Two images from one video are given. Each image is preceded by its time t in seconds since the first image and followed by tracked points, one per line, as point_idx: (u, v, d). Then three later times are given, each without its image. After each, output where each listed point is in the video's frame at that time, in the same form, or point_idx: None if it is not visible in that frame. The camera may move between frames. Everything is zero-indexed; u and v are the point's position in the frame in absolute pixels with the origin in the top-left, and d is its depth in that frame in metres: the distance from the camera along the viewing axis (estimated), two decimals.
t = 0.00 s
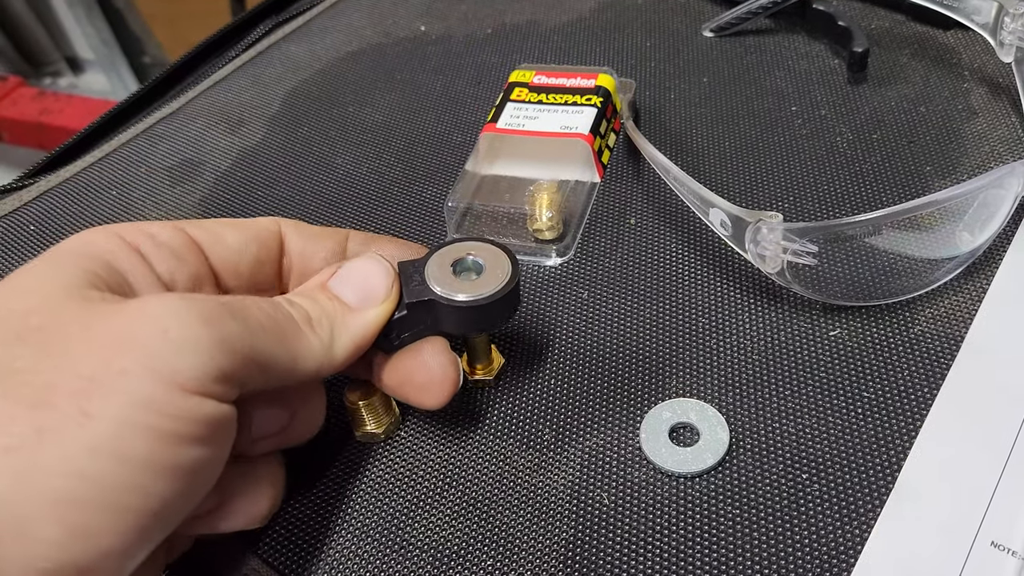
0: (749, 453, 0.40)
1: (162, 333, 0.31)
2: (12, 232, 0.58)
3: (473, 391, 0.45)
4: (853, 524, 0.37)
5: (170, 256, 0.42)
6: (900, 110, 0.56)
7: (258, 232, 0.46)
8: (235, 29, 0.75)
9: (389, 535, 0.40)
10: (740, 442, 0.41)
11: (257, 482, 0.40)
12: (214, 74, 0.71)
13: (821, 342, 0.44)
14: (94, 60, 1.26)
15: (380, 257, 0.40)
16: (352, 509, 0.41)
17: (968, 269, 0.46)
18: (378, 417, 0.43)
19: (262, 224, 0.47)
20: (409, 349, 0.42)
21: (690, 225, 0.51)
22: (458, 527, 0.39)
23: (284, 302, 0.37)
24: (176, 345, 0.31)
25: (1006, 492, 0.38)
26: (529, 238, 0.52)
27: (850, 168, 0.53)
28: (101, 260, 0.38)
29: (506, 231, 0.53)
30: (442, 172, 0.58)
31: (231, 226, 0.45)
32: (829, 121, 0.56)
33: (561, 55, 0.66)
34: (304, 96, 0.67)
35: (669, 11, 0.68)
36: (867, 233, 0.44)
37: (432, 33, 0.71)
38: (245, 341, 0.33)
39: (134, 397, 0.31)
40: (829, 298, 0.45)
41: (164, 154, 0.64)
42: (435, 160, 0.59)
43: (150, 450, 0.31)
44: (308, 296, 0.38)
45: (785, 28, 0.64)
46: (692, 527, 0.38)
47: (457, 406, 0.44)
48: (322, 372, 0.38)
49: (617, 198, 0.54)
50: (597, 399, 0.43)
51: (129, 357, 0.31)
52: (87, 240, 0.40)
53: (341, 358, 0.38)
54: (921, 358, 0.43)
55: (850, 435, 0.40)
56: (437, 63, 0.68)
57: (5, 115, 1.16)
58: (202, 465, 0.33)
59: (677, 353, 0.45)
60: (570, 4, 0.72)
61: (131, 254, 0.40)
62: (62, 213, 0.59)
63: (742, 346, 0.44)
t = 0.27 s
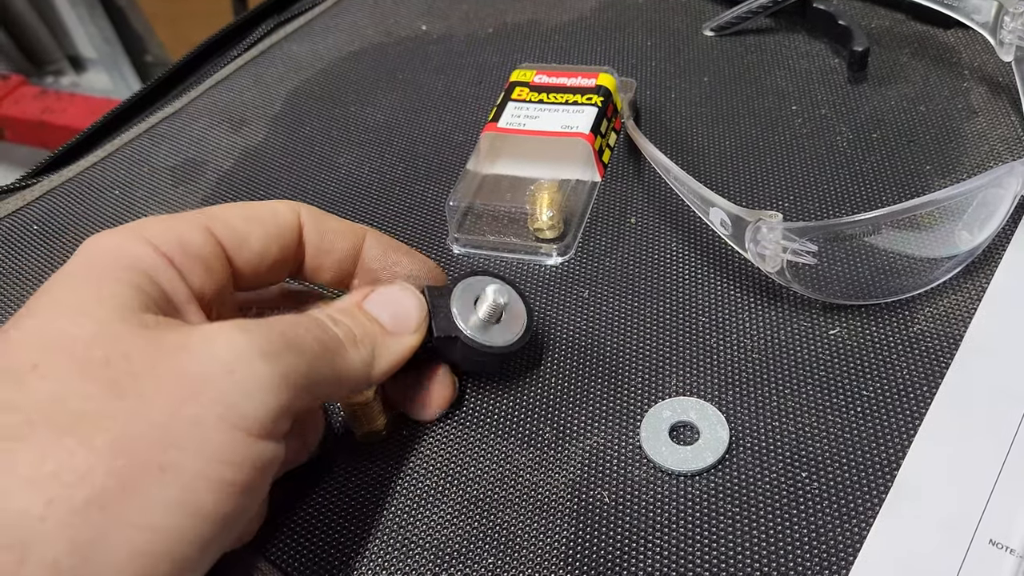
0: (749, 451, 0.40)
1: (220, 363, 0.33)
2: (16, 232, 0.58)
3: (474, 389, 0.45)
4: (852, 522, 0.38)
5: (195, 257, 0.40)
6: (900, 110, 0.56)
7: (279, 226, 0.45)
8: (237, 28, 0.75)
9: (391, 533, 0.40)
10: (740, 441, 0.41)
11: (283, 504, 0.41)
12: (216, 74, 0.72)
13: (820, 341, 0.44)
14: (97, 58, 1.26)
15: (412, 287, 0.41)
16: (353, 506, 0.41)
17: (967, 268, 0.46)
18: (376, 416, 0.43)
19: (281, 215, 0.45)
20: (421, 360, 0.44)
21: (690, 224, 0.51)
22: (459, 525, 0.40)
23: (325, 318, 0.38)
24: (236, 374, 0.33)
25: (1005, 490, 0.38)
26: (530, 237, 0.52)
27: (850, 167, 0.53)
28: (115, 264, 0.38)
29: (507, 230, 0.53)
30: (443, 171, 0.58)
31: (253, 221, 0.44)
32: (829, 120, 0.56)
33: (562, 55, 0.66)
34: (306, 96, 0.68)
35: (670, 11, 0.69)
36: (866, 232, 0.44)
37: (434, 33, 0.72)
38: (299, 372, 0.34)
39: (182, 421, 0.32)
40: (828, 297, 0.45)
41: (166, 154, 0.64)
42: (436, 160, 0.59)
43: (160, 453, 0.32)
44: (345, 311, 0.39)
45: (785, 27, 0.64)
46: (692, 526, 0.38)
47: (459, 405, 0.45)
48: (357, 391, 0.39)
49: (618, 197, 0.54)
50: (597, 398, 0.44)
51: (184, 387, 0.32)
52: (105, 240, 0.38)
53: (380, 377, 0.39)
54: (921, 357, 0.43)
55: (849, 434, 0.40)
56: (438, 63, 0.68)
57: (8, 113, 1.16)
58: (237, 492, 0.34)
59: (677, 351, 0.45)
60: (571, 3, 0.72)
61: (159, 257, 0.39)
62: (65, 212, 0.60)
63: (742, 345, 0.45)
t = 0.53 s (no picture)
0: (754, 443, 0.41)
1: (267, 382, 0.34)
2: (22, 226, 0.58)
3: (479, 381, 0.45)
4: (856, 513, 0.38)
5: (204, 267, 0.39)
6: (905, 102, 0.56)
7: (291, 238, 0.43)
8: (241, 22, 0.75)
9: (396, 524, 0.40)
10: (745, 433, 0.41)
11: (303, 508, 0.41)
12: (220, 67, 0.72)
13: (825, 333, 0.44)
14: (100, 51, 1.26)
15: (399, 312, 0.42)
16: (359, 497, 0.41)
17: (972, 260, 0.46)
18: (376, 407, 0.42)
19: (297, 230, 0.44)
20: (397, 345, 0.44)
21: (695, 216, 0.51)
22: (465, 516, 0.40)
23: (327, 335, 0.38)
24: (273, 399, 0.34)
25: (1010, 481, 0.38)
26: (534, 230, 0.52)
27: (855, 160, 0.53)
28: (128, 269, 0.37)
29: (512, 224, 0.53)
30: (448, 165, 0.58)
31: (269, 229, 0.43)
32: (834, 113, 0.56)
33: (567, 48, 0.66)
34: (310, 89, 0.68)
35: (674, 3, 0.68)
36: (872, 224, 0.44)
37: (438, 26, 0.72)
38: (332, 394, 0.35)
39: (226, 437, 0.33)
40: (833, 289, 0.45)
41: (171, 147, 0.64)
42: (440, 153, 0.60)
43: (171, 448, 0.32)
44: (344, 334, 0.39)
45: (790, 19, 0.64)
46: (697, 516, 0.39)
47: (464, 397, 0.45)
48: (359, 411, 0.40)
49: (623, 189, 0.54)
50: (601, 390, 0.44)
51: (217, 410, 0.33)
52: (118, 244, 0.37)
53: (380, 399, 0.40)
54: (925, 348, 0.43)
55: (853, 425, 0.41)
56: (442, 56, 0.68)
57: (12, 107, 1.16)
58: (258, 498, 0.34)
59: (682, 344, 0.45)
60: None
61: (176, 266, 0.38)
62: (71, 206, 0.60)
63: (746, 337, 0.45)
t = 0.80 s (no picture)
0: (758, 438, 0.41)
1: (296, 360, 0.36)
2: (26, 222, 0.59)
3: (485, 376, 0.45)
4: (861, 508, 0.38)
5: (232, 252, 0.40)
6: (910, 95, 0.56)
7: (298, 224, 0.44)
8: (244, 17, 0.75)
9: (401, 519, 0.40)
10: (749, 427, 0.41)
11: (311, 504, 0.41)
12: (223, 62, 0.72)
13: (830, 327, 0.44)
14: (103, 46, 1.26)
15: (403, 293, 0.43)
16: (363, 492, 0.41)
17: (977, 254, 0.46)
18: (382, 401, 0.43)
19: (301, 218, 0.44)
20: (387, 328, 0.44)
21: (699, 210, 0.51)
22: (470, 511, 0.40)
23: (345, 314, 0.40)
24: (302, 383, 0.35)
25: (1015, 476, 0.38)
26: (539, 225, 0.52)
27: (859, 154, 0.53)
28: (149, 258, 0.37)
29: (516, 218, 0.53)
30: (451, 160, 0.58)
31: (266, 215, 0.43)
32: (838, 106, 0.56)
33: (570, 42, 0.66)
34: (313, 84, 0.68)
35: None
36: (877, 218, 0.44)
37: (441, 20, 0.71)
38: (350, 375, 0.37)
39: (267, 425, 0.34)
40: (838, 283, 0.45)
41: (175, 142, 0.64)
42: (444, 148, 0.59)
43: (180, 446, 0.33)
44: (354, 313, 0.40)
45: (794, 12, 0.64)
46: (701, 511, 0.39)
47: (469, 391, 0.45)
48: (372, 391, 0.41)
49: (627, 184, 0.54)
50: (606, 384, 0.44)
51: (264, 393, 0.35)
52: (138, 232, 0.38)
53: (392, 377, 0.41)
54: (930, 343, 0.43)
55: (858, 420, 0.41)
56: (446, 50, 0.68)
57: (16, 102, 1.16)
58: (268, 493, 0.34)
59: (686, 338, 0.45)
60: None
61: (200, 249, 0.38)
62: (75, 201, 0.60)
63: (751, 332, 0.45)
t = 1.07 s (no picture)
0: (749, 445, 0.41)
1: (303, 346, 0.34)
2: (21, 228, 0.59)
3: (477, 383, 0.46)
4: (851, 515, 0.38)
5: (188, 200, 0.31)
6: (901, 101, 0.56)
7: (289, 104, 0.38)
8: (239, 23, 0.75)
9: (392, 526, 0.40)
10: (740, 435, 0.41)
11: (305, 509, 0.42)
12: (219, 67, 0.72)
13: (821, 335, 0.44)
14: (100, 49, 1.26)
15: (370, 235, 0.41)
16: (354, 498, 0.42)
17: (967, 261, 0.46)
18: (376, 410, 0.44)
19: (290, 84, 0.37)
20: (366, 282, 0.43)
21: (691, 216, 0.52)
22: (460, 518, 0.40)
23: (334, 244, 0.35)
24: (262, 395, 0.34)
25: (1003, 484, 0.38)
26: (532, 231, 0.53)
27: (851, 160, 0.53)
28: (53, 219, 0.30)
29: (509, 225, 0.53)
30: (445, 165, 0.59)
31: (248, 133, 0.35)
32: (830, 112, 0.56)
33: (564, 47, 0.66)
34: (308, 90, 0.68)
35: (672, 2, 0.68)
36: (868, 226, 0.45)
37: (436, 25, 0.72)
38: (221, 364, 0.29)
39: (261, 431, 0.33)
40: (829, 290, 0.45)
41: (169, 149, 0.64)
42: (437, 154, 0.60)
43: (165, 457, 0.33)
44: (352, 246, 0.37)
45: (787, 18, 0.64)
46: (691, 519, 0.39)
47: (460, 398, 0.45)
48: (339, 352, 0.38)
49: (620, 190, 0.54)
50: (598, 391, 0.44)
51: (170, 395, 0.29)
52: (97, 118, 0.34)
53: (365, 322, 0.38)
54: (920, 350, 0.43)
55: (848, 428, 0.41)
56: (440, 56, 0.68)
57: (13, 105, 1.16)
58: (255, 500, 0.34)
59: (678, 345, 0.45)
60: None
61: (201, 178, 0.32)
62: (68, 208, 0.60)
63: (742, 339, 0.45)
